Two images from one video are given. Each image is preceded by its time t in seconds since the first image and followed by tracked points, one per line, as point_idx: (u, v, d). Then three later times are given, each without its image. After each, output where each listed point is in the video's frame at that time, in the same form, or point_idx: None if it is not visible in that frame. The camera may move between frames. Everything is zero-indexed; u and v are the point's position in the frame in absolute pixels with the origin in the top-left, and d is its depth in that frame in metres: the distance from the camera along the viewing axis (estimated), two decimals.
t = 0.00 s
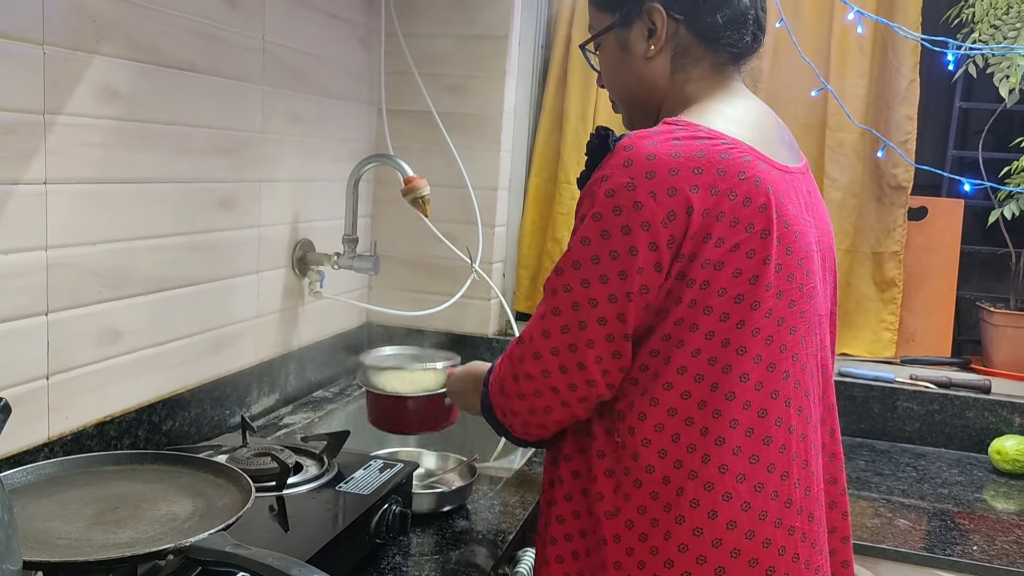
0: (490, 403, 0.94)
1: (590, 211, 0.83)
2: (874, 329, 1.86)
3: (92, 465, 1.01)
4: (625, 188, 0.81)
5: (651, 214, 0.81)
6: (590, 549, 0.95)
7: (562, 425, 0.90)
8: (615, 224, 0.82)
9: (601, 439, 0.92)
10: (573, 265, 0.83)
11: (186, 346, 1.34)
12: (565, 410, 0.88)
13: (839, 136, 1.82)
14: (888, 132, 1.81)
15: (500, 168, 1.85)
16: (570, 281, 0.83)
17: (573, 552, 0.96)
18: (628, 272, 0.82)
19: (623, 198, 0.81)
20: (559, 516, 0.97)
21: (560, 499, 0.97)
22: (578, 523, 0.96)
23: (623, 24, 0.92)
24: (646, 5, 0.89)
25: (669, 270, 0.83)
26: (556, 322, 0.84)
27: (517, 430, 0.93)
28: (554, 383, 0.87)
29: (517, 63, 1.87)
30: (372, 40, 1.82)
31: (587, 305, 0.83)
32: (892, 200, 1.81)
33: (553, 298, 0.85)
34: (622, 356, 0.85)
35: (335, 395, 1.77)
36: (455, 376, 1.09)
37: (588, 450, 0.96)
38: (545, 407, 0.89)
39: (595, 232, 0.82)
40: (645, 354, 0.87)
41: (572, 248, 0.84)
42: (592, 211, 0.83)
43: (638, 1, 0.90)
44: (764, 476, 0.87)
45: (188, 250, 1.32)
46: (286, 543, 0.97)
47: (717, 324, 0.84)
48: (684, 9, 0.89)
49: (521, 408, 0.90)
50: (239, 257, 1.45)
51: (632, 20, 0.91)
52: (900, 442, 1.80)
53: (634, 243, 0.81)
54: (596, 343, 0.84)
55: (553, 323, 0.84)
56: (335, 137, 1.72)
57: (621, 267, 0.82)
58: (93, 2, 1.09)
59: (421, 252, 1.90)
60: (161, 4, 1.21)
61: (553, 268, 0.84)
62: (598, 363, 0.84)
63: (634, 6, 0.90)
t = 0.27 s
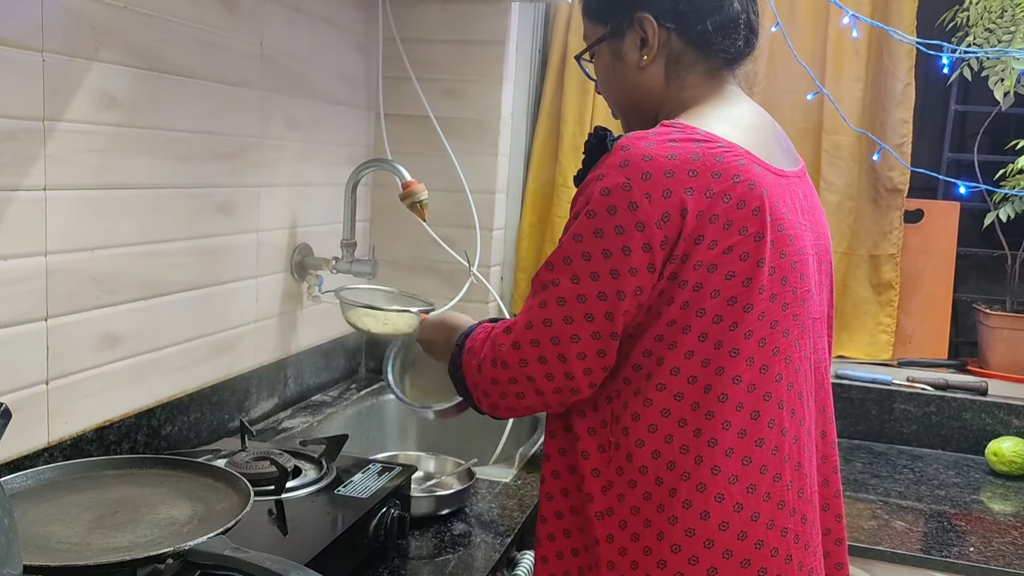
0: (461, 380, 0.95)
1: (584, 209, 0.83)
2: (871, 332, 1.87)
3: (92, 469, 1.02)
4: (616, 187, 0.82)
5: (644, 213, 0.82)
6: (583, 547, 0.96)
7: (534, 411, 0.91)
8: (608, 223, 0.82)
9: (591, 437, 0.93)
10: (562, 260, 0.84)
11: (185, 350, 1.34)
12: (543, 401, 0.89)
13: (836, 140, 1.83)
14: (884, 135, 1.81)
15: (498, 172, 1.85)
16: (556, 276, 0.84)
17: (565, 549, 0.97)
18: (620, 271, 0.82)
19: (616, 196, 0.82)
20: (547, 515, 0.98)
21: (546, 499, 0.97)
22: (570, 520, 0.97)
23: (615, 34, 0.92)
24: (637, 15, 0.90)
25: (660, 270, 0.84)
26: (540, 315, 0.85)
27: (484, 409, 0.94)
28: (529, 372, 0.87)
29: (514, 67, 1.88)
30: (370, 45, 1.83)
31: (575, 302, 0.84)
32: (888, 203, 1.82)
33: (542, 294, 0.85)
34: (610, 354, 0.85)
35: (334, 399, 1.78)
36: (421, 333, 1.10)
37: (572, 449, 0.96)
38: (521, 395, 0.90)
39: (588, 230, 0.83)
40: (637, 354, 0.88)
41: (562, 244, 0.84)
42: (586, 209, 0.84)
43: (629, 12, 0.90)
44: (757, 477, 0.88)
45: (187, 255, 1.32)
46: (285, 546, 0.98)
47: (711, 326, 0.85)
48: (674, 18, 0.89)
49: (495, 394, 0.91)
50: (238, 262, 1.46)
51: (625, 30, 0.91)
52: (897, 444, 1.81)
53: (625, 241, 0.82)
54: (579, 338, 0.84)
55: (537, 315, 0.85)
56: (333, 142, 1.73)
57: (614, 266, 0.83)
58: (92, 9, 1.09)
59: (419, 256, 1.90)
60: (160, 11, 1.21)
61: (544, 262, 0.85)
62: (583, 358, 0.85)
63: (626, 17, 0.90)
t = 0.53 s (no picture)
0: (457, 383, 0.95)
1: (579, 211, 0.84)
2: (868, 332, 1.87)
3: (89, 472, 1.02)
4: (610, 188, 0.82)
5: (638, 215, 0.82)
6: (578, 548, 0.96)
7: (529, 413, 0.91)
8: (602, 224, 0.83)
9: (587, 439, 0.93)
10: (557, 261, 0.84)
11: (182, 353, 1.34)
12: (541, 403, 0.89)
13: (832, 141, 1.83)
14: (880, 137, 1.82)
15: (495, 174, 1.86)
16: (550, 277, 0.84)
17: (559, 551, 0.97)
18: (614, 272, 0.83)
19: (611, 198, 0.82)
20: (542, 517, 0.97)
21: (540, 500, 0.97)
22: (565, 521, 0.96)
23: (611, 42, 0.92)
24: (631, 24, 0.90)
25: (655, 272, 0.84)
26: (534, 317, 0.85)
27: (479, 412, 0.94)
28: (526, 375, 0.87)
29: (511, 70, 1.88)
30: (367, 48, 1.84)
31: (571, 304, 0.84)
32: (885, 204, 1.83)
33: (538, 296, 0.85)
34: (605, 356, 0.86)
35: (332, 401, 1.78)
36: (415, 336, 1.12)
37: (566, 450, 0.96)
38: (519, 400, 0.90)
39: (582, 231, 0.83)
40: (633, 355, 0.88)
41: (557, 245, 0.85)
42: (581, 210, 0.84)
43: (621, 22, 0.90)
44: (752, 479, 0.88)
45: (185, 258, 1.33)
46: (282, 548, 0.98)
47: (706, 328, 0.85)
48: (668, 24, 0.89)
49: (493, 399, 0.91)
50: (236, 265, 1.46)
51: (619, 38, 0.91)
52: (895, 445, 1.81)
53: (621, 243, 0.82)
54: (574, 341, 0.84)
55: (531, 316, 0.85)
56: (330, 144, 1.73)
57: (609, 269, 0.83)
58: (89, 13, 1.10)
59: (417, 259, 1.91)
60: (157, 15, 1.22)
61: (539, 265, 0.85)
62: (577, 359, 0.85)
63: (618, 27, 0.91)
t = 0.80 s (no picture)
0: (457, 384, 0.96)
1: (574, 211, 0.84)
2: (866, 331, 1.87)
3: (87, 472, 1.02)
4: (604, 190, 0.83)
5: (631, 215, 0.82)
6: (574, 547, 0.96)
7: (527, 413, 0.91)
8: (596, 225, 0.83)
9: (584, 439, 0.93)
10: (551, 262, 0.85)
11: (181, 354, 1.34)
12: (538, 403, 0.89)
13: (830, 140, 1.83)
14: (878, 137, 1.82)
15: (493, 174, 1.86)
16: (546, 278, 0.85)
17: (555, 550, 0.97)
18: (608, 273, 0.83)
19: (606, 199, 0.83)
20: (539, 516, 0.98)
21: (538, 500, 0.98)
22: (563, 521, 0.97)
23: (608, 44, 0.92)
24: (628, 25, 0.90)
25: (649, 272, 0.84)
26: (530, 317, 0.86)
27: (478, 412, 0.94)
28: (523, 375, 0.88)
29: (509, 70, 1.88)
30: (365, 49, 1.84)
31: (567, 304, 0.84)
32: (882, 203, 1.83)
33: (534, 297, 0.86)
34: (599, 356, 0.86)
35: (331, 401, 1.78)
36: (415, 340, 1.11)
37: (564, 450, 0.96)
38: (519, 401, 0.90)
39: (576, 232, 0.83)
40: (628, 355, 0.89)
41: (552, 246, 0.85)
42: (575, 211, 0.84)
43: (619, 23, 0.90)
44: (747, 478, 0.88)
45: (183, 258, 1.33)
46: (280, 548, 0.98)
47: (700, 328, 0.86)
48: (666, 26, 0.89)
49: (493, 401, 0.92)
50: (234, 265, 1.46)
51: (617, 39, 0.91)
52: (893, 443, 1.81)
53: (615, 244, 0.83)
54: (570, 341, 0.85)
55: (526, 317, 0.86)
56: (328, 144, 1.73)
57: (603, 269, 0.83)
58: (86, 14, 1.10)
59: (415, 259, 1.91)
60: (154, 15, 1.22)
61: (535, 265, 0.86)
62: (572, 359, 0.85)
63: (616, 28, 0.91)
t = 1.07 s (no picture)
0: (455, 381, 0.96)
1: (571, 211, 0.84)
2: (864, 331, 1.88)
3: (84, 474, 1.02)
4: (601, 189, 0.83)
5: (627, 215, 0.82)
6: (569, 545, 0.97)
7: (523, 410, 0.91)
8: (593, 224, 0.83)
9: (580, 438, 0.93)
10: (547, 260, 0.85)
11: (178, 355, 1.34)
12: (534, 401, 0.90)
13: (827, 141, 1.83)
14: (874, 136, 1.82)
15: (491, 174, 1.86)
16: (542, 276, 0.85)
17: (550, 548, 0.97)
18: (604, 272, 0.83)
19: (602, 198, 0.83)
20: (535, 514, 0.98)
21: (534, 498, 0.98)
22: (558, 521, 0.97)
23: (611, 41, 0.92)
24: (633, 23, 0.90)
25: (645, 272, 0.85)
26: (526, 315, 0.86)
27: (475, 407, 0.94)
28: (518, 372, 0.88)
29: (508, 71, 1.89)
30: (363, 50, 1.84)
31: (564, 303, 0.84)
32: (880, 203, 1.83)
33: (530, 294, 0.86)
34: (595, 355, 0.86)
35: (329, 402, 1.78)
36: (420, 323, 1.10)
37: (561, 449, 0.96)
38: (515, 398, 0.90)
39: (573, 231, 0.84)
40: (625, 355, 0.89)
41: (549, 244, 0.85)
42: (572, 210, 0.84)
43: (624, 20, 0.90)
44: (742, 479, 0.88)
45: (180, 259, 1.33)
46: (278, 549, 0.98)
47: (696, 328, 0.86)
48: (671, 25, 0.90)
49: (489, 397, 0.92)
50: (232, 266, 1.46)
51: (620, 37, 0.92)
52: (890, 443, 1.81)
53: (612, 243, 0.83)
54: (566, 340, 0.85)
55: (523, 315, 0.86)
56: (327, 145, 1.73)
57: (600, 269, 0.83)
58: (83, 16, 1.10)
59: (413, 259, 1.91)
60: (152, 17, 1.22)
61: (532, 264, 0.86)
62: (568, 358, 0.85)
63: (620, 26, 0.91)
